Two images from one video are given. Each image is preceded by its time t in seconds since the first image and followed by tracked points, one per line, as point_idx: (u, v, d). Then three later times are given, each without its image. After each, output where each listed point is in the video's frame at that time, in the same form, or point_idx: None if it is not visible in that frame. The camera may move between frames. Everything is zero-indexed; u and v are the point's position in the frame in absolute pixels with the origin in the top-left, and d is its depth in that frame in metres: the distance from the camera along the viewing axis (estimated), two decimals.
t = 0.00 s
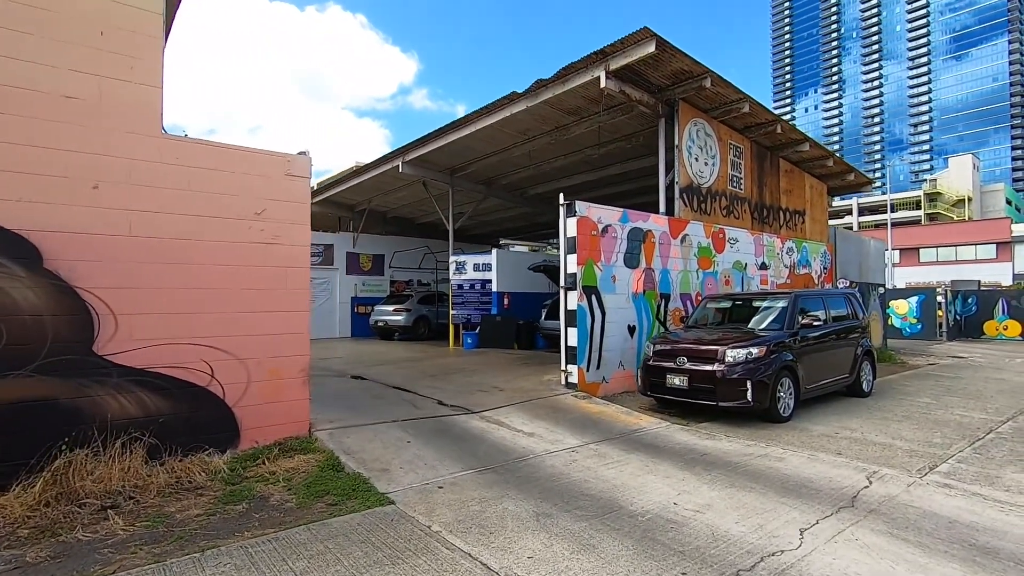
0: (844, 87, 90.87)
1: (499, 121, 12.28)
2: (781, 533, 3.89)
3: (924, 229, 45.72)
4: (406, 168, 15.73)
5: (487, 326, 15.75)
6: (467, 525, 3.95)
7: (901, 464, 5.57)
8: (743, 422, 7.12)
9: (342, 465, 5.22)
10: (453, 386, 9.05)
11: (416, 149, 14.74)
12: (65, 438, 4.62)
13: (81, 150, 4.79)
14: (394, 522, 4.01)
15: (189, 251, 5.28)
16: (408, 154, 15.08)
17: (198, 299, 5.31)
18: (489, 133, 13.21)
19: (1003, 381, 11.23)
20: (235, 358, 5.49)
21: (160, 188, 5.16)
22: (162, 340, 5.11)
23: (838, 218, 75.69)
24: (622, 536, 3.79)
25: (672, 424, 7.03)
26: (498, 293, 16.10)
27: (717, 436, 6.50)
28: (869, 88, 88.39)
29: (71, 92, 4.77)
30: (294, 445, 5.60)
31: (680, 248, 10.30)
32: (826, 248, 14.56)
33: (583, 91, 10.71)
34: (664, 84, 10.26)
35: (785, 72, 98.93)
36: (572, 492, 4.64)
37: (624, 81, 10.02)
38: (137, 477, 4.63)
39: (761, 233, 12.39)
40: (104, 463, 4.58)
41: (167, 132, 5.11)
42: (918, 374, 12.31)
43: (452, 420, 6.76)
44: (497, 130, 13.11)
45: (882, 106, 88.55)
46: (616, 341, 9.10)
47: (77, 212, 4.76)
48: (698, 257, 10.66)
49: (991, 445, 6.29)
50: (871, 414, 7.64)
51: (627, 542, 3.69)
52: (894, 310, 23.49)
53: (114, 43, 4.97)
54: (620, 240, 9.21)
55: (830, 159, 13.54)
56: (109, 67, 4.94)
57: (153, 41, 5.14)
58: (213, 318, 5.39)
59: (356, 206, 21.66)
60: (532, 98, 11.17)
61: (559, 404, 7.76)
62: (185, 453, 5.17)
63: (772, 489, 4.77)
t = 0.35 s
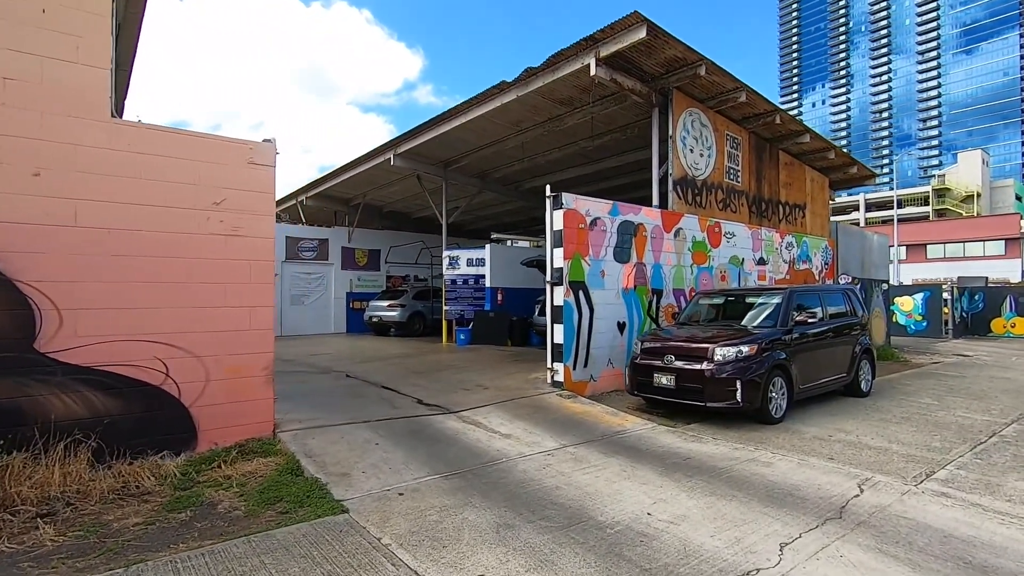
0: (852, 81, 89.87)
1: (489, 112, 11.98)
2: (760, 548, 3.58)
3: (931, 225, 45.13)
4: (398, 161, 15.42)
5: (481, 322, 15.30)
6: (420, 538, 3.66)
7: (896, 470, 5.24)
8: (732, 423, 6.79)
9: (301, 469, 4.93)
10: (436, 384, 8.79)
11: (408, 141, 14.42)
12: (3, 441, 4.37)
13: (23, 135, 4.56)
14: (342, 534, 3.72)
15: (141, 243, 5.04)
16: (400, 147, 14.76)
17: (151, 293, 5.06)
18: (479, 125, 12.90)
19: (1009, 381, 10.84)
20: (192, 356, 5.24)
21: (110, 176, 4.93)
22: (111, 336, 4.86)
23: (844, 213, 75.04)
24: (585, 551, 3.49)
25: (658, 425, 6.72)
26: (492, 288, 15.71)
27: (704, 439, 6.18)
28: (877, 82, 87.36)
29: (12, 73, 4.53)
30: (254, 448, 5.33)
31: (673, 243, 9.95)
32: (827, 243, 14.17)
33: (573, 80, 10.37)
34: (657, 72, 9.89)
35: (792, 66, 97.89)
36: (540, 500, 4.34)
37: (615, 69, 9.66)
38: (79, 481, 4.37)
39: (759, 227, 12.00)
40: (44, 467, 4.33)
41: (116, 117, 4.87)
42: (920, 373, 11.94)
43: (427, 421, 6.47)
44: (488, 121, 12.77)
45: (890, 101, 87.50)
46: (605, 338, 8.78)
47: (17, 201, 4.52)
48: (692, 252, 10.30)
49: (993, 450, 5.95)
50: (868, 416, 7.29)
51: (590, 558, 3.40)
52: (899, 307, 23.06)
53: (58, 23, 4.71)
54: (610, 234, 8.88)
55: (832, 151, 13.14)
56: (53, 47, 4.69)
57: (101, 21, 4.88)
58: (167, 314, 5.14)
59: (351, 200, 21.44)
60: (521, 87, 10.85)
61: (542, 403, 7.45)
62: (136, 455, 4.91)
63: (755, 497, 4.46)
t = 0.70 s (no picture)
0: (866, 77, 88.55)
1: (483, 106, 11.74)
2: (735, 564, 3.31)
3: (946, 223, 44.26)
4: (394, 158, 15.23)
5: (479, 321, 15.19)
6: (370, 550, 3.44)
7: (892, 477, 4.92)
8: (724, 426, 6.49)
9: (263, 473, 4.72)
10: (423, 384, 8.57)
11: (404, 137, 14.21)
12: None
13: None
14: (289, 546, 3.49)
15: (99, 238, 4.86)
16: (396, 143, 14.56)
17: (109, 290, 4.88)
18: (475, 120, 12.67)
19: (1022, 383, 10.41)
20: (154, 355, 5.06)
21: (66, 169, 4.75)
22: (65, 335, 4.68)
23: (857, 211, 74.01)
24: (545, 566, 3.24)
25: (646, 428, 6.45)
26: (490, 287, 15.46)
27: (692, 443, 5.90)
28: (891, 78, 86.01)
29: None
30: (218, 450, 5.13)
31: (669, 239, 9.65)
32: (834, 239, 13.76)
33: (566, 73, 10.10)
34: (653, 63, 9.59)
35: (805, 63, 96.69)
36: (506, 508, 4.10)
37: (609, 60, 9.38)
38: (25, 485, 4.17)
39: (761, 223, 11.65)
40: None
41: (71, 109, 4.70)
42: (929, 373, 11.53)
43: (404, 422, 6.23)
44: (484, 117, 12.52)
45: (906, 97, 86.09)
46: (596, 337, 8.52)
47: None
48: (689, 248, 10.00)
49: (999, 456, 5.61)
50: (868, 419, 6.96)
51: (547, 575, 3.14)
52: (911, 306, 22.51)
53: (11, 11, 4.56)
54: (602, 230, 8.61)
55: (838, 145, 12.74)
56: (6, 35, 4.53)
57: (58, 9, 4.73)
58: (126, 312, 4.95)
59: (352, 199, 21.33)
60: (514, 81, 10.60)
61: (527, 404, 7.19)
62: (93, 458, 4.73)
63: (737, 506, 4.18)
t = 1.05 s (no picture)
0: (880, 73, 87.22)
1: (474, 101, 11.48)
2: None
3: (960, 220, 43.36)
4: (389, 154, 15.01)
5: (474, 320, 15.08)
6: (305, 568, 3.21)
7: (883, 490, 4.61)
8: (710, 432, 6.20)
9: (215, 480, 4.50)
10: (405, 384, 8.35)
11: (398, 133, 13.99)
12: None
13: None
14: (219, 563, 3.27)
15: (48, 234, 4.66)
16: (390, 139, 14.33)
17: (59, 288, 4.68)
18: (468, 115, 12.41)
19: None
20: (107, 356, 4.87)
21: (14, 162, 4.56)
22: (11, 335, 4.49)
23: (870, 209, 72.96)
24: None
25: (628, 433, 6.17)
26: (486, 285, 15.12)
27: (674, 450, 5.62)
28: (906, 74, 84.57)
29: None
30: (174, 456, 4.94)
31: (663, 237, 9.35)
32: (838, 237, 13.36)
33: (557, 66, 9.82)
34: (647, 54, 9.28)
35: (817, 59, 95.41)
36: (462, 522, 3.85)
37: (600, 52, 9.08)
38: None
39: (761, 220, 11.30)
40: None
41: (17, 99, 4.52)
42: (935, 376, 11.13)
43: (375, 426, 6.00)
44: (477, 112, 12.26)
45: (920, 93, 84.68)
46: (584, 337, 8.24)
47: None
48: (684, 246, 9.69)
49: (1001, 468, 5.27)
50: (864, 426, 6.63)
51: None
52: (921, 305, 21.96)
53: None
54: (591, 227, 8.33)
55: (842, 140, 12.35)
56: None
57: None
58: (77, 311, 4.75)
59: (351, 196, 21.17)
60: (505, 74, 10.33)
61: (508, 407, 6.93)
62: (41, 463, 4.55)
63: (710, 522, 3.90)
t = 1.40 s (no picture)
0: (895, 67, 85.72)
1: (468, 92, 11.22)
2: None
3: (977, 216, 42.41)
4: (385, 148, 14.78)
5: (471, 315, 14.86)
6: None
7: (879, 496, 4.28)
8: (700, 432, 5.89)
9: (167, 480, 4.28)
10: (390, 381, 8.12)
11: (394, 126, 13.75)
12: None
13: None
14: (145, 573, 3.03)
15: None
16: (386, 132, 14.10)
17: (8, 279, 4.48)
18: (462, 107, 12.14)
19: None
20: (61, 350, 4.66)
21: None
22: None
23: (884, 205, 71.86)
24: None
25: (613, 433, 5.88)
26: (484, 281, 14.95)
27: (659, 451, 5.32)
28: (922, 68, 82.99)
29: None
30: (131, 455, 4.72)
31: (658, 229, 9.03)
32: (845, 231, 12.93)
33: (550, 53, 9.51)
34: (642, 40, 8.94)
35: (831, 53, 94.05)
36: (417, 528, 3.59)
37: (593, 38, 8.76)
38: None
39: (763, 213, 10.94)
40: None
41: None
42: (945, 374, 10.71)
43: (348, 424, 5.76)
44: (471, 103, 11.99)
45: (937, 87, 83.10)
46: (574, 333, 7.95)
47: None
48: (681, 239, 9.37)
49: (1010, 472, 4.91)
50: (865, 427, 6.28)
51: None
52: (935, 302, 21.37)
53: None
54: (581, 219, 8.04)
55: (849, 130, 11.92)
56: None
57: None
58: (28, 304, 4.55)
59: (352, 192, 21.01)
60: (497, 63, 10.04)
61: (491, 405, 6.66)
62: None
63: (685, 530, 3.61)
